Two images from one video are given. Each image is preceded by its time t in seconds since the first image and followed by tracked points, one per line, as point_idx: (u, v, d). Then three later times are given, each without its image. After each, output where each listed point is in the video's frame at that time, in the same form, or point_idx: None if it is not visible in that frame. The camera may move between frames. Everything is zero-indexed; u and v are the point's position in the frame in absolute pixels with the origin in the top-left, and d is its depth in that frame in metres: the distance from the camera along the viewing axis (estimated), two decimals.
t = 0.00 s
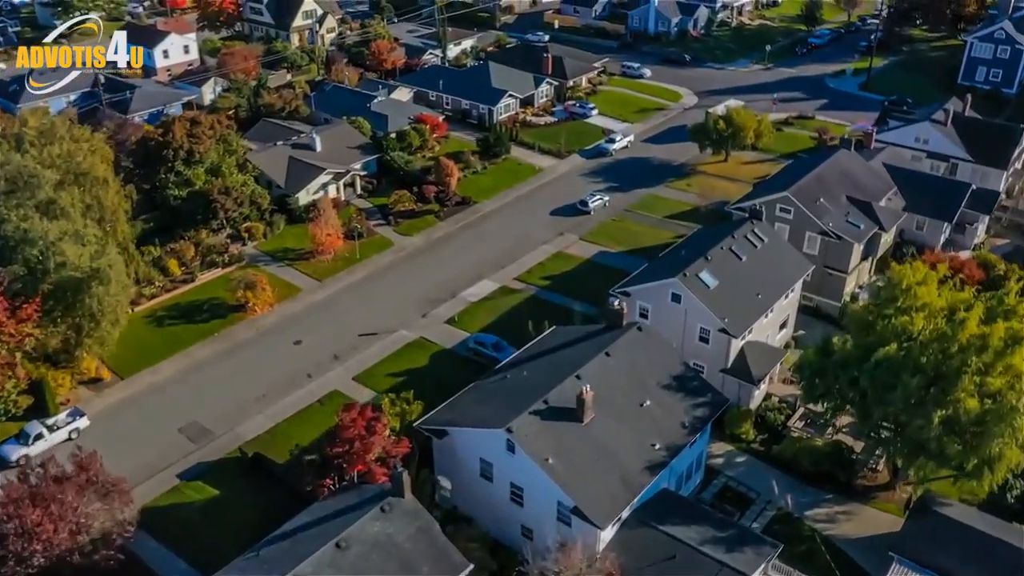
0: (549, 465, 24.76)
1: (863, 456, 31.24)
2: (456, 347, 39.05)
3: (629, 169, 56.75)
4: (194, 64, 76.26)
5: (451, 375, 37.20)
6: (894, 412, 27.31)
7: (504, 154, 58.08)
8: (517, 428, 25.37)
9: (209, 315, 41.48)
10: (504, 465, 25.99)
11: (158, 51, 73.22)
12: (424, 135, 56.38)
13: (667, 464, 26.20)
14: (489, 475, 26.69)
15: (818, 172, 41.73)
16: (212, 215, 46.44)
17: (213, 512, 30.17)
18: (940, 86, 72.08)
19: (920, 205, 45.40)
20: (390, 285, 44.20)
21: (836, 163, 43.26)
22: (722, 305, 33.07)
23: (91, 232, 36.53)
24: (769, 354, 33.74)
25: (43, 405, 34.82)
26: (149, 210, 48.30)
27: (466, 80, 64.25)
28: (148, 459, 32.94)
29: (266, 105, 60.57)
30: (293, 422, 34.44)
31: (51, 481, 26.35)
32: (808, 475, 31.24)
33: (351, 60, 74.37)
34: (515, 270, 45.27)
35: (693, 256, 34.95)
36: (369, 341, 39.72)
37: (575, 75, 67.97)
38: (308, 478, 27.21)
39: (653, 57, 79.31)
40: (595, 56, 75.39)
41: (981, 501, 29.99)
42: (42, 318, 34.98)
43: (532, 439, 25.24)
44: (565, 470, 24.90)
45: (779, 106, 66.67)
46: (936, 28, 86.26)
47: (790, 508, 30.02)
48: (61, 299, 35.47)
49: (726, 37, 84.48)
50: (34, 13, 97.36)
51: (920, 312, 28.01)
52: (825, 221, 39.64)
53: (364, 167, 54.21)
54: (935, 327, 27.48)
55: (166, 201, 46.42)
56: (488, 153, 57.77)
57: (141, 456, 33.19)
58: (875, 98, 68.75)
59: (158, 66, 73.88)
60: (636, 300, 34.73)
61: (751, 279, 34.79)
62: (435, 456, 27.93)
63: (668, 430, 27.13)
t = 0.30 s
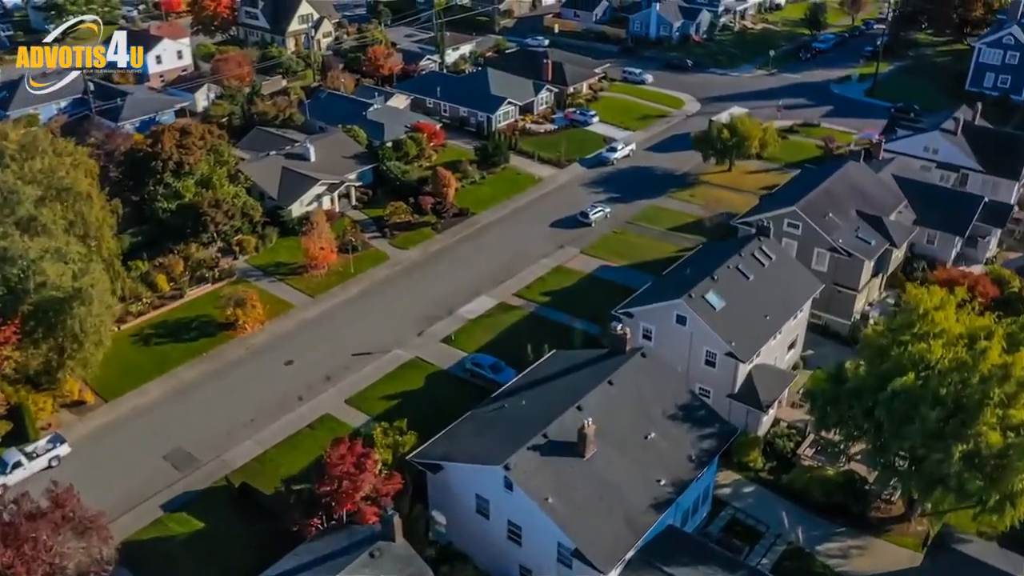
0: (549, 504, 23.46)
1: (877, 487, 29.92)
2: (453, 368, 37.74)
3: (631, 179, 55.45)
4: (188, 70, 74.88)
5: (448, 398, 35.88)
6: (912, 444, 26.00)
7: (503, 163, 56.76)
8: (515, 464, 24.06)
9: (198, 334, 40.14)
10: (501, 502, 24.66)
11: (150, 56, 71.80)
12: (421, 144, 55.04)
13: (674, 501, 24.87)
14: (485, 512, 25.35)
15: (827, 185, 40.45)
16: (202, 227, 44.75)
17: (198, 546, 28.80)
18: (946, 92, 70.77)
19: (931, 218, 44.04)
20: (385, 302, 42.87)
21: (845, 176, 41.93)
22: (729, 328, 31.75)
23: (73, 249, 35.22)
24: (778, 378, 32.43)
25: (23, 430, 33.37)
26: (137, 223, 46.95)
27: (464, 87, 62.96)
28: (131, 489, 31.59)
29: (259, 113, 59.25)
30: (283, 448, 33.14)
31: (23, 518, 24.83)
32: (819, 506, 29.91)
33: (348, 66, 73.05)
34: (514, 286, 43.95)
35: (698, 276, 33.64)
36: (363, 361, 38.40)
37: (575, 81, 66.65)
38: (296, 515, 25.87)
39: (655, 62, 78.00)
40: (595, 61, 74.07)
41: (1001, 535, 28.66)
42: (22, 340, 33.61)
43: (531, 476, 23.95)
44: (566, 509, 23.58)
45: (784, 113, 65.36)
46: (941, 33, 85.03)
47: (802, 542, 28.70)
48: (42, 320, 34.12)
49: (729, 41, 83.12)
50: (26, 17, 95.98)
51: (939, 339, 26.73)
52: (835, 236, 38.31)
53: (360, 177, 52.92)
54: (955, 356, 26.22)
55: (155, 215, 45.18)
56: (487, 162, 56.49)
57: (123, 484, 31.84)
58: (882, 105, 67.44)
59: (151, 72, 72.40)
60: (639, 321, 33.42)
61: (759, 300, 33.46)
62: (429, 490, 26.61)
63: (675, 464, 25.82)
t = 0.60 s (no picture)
0: (548, 547, 22.16)
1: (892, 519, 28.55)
2: (450, 389, 36.40)
3: (633, 189, 54.15)
4: (182, 75, 73.64)
5: (443, 421, 34.53)
6: (931, 480, 24.66)
7: (502, 173, 55.45)
8: (512, 504, 22.78)
9: (186, 353, 38.85)
10: (498, 543, 23.37)
11: (143, 62, 70.58)
12: (418, 153, 54.39)
13: (680, 542, 23.50)
14: (481, 552, 24.06)
15: (836, 199, 39.13)
16: (191, 242, 43.91)
17: None
18: (954, 98, 69.47)
19: (942, 231, 42.69)
20: (380, 319, 41.55)
21: (854, 189, 40.58)
22: (737, 352, 30.47)
23: (55, 268, 34.03)
24: (787, 403, 31.11)
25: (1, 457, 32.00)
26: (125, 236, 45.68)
27: (462, 94, 61.70)
28: (112, 520, 30.26)
29: (253, 122, 58.01)
30: (271, 477, 31.83)
31: None
32: (831, 540, 28.56)
33: (344, 72, 71.80)
34: (512, 301, 42.62)
35: (703, 296, 32.32)
36: (356, 382, 37.10)
37: (576, 88, 65.35)
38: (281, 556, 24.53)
39: (657, 68, 76.76)
40: (596, 67, 72.82)
41: None
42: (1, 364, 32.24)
43: (530, 517, 22.67)
44: (566, 552, 22.25)
45: (788, 121, 64.10)
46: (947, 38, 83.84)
47: None
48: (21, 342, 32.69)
49: (732, 45, 81.86)
50: (19, 21, 94.73)
51: (959, 368, 25.39)
52: (845, 253, 37.00)
53: (355, 187, 51.68)
54: (976, 387, 24.86)
55: (142, 228, 43.93)
56: (485, 171, 55.17)
57: (104, 515, 30.51)
58: (888, 112, 66.14)
59: (143, 77, 71.25)
60: (642, 343, 32.09)
61: (767, 322, 32.16)
62: (422, 528, 25.30)
63: (681, 501, 24.51)
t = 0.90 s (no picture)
0: None
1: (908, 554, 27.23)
2: (446, 412, 35.11)
3: (634, 199, 52.86)
4: (175, 81, 72.23)
5: (439, 446, 33.25)
6: (952, 518, 23.40)
7: (500, 182, 54.14)
8: (511, 547, 21.59)
9: (174, 373, 37.57)
10: None
11: (135, 68, 69.21)
12: (414, 162, 52.89)
13: None
14: None
15: (845, 213, 37.87)
16: (180, 257, 42.73)
17: None
18: (961, 103, 68.16)
19: (954, 245, 41.37)
20: (374, 336, 40.25)
21: (864, 202, 39.32)
22: (745, 378, 29.22)
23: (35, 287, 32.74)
24: (797, 430, 29.83)
25: None
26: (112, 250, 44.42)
27: (460, 101, 60.43)
28: (93, 553, 28.99)
29: (246, 130, 56.75)
30: (259, 507, 30.57)
31: None
32: None
33: (340, 78, 70.51)
34: (511, 317, 41.33)
35: (710, 317, 31.06)
36: (349, 404, 35.82)
37: (576, 94, 64.04)
38: None
39: (658, 73, 75.49)
40: (597, 72, 71.54)
41: None
42: None
43: (529, 561, 21.45)
44: None
45: (793, 128, 62.82)
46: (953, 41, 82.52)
47: None
48: None
49: (734, 50, 80.58)
50: (11, 25, 93.49)
51: (981, 399, 24.27)
52: (856, 271, 35.74)
53: (350, 198, 50.52)
54: (999, 420, 23.73)
55: (130, 242, 42.71)
56: (483, 181, 53.89)
57: (85, 548, 29.22)
58: (895, 119, 64.83)
59: (136, 83, 69.86)
60: (646, 366, 30.85)
61: (776, 345, 30.90)
62: (417, 567, 24.12)
63: (688, 541, 23.27)
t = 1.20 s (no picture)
0: None
1: None
2: (442, 435, 33.84)
3: (636, 210, 51.60)
4: (168, 86, 70.96)
5: (434, 472, 31.98)
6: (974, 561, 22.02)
7: (499, 193, 52.80)
8: None
9: (160, 394, 36.30)
10: None
11: (127, 73, 68.05)
12: (410, 171, 51.53)
13: None
14: None
15: (855, 227, 36.57)
16: (168, 270, 41.28)
17: None
18: (969, 109, 66.91)
19: (968, 259, 40.03)
20: (368, 354, 38.98)
21: (874, 215, 38.05)
22: (753, 405, 28.02)
23: (15, 306, 31.47)
24: (808, 457, 28.57)
25: None
26: (98, 264, 43.15)
27: (458, 108, 59.20)
28: None
29: (239, 138, 55.51)
30: (247, 539, 29.33)
31: None
32: None
33: (336, 83, 69.30)
34: (509, 335, 40.08)
35: (716, 340, 29.78)
36: (341, 427, 34.56)
37: (576, 100, 62.80)
38: None
39: (659, 78, 74.29)
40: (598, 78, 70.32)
41: None
42: None
43: None
44: None
45: (798, 135, 61.58)
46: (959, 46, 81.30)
47: None
48: None
49: (737, 54, 79.36)
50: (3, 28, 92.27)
51: (1004, 434, 22.97)
52: (866, 289, 34.48)
53: (345, 209, 49.50)
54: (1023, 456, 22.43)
55: (117, 256, 41.46)
56: (481, 191, 52.59)
57: None
58: (901, 126, 63.59)
59: (128, 88, 68.60)
60: (649, 391, 29.60)
61: (785, 369, 29.66)
62: None
63: None
